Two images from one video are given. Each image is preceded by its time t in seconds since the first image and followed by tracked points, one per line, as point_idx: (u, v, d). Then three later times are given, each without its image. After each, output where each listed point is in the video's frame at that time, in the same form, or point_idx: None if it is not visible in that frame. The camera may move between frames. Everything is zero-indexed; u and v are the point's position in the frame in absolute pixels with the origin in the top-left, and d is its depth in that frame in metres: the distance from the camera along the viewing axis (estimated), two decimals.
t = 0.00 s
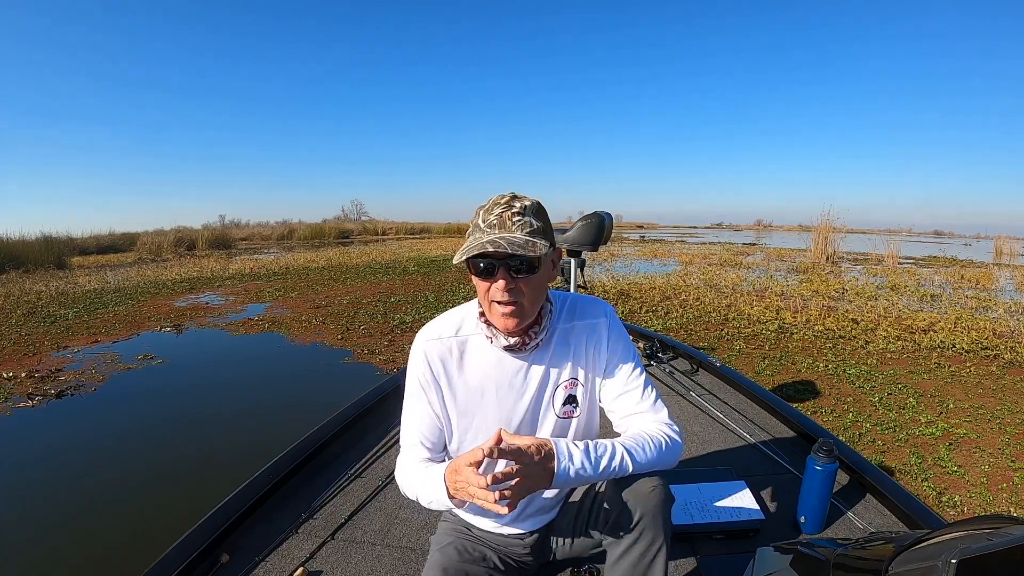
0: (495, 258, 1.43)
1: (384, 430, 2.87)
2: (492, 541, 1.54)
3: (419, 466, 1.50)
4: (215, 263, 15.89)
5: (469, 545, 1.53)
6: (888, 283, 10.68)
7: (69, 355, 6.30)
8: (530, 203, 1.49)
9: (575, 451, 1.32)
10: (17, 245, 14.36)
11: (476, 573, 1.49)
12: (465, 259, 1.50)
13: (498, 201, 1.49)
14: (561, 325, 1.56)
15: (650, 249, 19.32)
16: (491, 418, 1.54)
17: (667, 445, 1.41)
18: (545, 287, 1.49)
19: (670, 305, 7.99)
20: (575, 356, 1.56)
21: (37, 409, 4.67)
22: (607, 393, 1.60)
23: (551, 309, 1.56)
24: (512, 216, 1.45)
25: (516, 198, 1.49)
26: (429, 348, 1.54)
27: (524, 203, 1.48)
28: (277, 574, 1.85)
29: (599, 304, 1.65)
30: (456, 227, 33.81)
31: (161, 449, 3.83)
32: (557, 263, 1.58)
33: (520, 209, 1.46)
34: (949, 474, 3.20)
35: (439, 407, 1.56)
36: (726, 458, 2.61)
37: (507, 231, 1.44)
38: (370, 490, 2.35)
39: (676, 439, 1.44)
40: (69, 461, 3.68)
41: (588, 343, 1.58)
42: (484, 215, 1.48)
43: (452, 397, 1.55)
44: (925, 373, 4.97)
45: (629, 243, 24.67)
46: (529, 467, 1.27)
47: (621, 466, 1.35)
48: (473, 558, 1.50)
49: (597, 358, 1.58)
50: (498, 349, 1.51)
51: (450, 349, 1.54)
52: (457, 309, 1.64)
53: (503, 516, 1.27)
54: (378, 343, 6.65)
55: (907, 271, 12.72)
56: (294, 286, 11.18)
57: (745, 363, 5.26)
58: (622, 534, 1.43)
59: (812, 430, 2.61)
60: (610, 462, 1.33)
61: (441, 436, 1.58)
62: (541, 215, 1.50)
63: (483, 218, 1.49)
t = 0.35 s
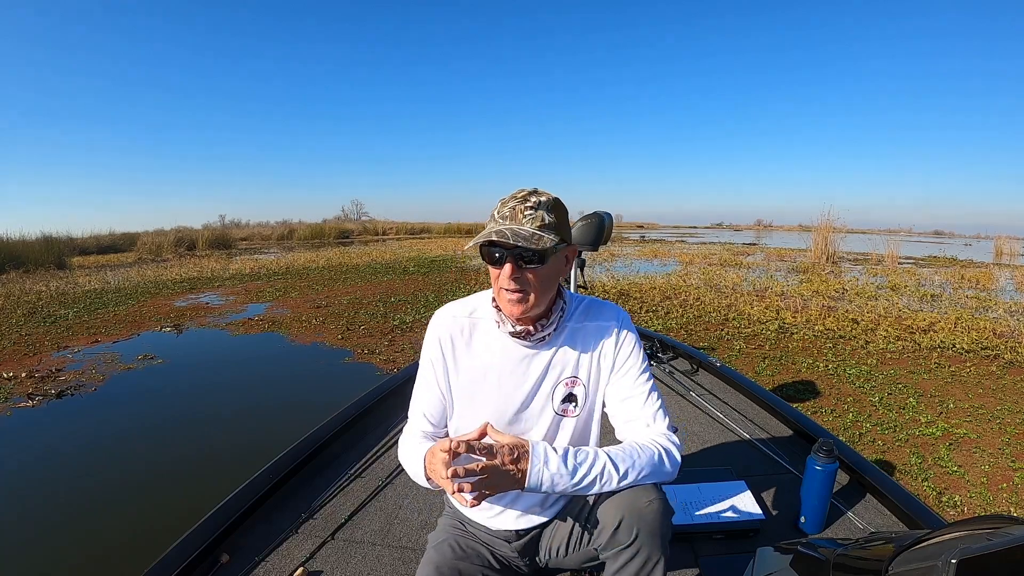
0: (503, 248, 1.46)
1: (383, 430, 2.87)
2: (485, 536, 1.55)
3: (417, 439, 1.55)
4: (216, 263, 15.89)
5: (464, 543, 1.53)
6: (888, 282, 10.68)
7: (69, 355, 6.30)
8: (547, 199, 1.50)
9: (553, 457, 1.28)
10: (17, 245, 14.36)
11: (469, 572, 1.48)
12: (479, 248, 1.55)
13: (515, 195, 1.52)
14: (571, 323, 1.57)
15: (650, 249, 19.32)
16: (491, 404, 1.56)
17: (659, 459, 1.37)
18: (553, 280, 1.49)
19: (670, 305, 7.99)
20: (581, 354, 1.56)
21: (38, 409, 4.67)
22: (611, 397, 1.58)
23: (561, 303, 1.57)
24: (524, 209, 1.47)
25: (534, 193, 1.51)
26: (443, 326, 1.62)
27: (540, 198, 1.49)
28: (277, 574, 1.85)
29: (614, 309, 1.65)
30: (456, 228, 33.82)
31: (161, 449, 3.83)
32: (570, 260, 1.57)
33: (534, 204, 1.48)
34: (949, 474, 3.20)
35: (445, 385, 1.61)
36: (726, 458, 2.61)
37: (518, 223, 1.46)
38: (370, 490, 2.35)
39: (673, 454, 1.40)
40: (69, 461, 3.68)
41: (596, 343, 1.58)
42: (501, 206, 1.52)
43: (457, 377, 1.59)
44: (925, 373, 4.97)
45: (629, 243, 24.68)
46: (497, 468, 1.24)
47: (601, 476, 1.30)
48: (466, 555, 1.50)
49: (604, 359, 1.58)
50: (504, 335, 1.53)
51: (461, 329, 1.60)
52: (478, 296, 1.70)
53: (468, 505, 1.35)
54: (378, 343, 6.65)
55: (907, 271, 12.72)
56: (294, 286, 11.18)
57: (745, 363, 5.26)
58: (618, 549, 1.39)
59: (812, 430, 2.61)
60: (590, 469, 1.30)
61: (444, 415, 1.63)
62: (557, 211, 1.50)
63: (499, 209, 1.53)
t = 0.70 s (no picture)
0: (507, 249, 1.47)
1: (383, 430, 2.87)
2: (486, 534, 1.55)
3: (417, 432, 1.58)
4: (216, 263, 15.90)
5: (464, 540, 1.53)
6: (888, 282, 10.67)
7: (69, 355, 6.31)
8: (551, 199, 1.50)
9: (548, 455, 1.28)
10: (17, 245, 14.36)
11: (472, 571, 1.47)
12: (483, 248, 1.55)
13: (519, 197, 1.52)
14: (574, 321, 1.57)
15: (650, 249, 19.31)
16: (491, 401, 1.56)
17: (651, 459, 1.36)
18: (555, 279, 1.49)
19: (670, 305, 7.99)
20: (583, 353, 1.56)
21: (38, 409, 4.67)
22: (611, 395, 1.58)
23: (565, 302, 1.58)
24: (527, 210, 1.47)
25: (538, 195, 1.51)
26: (448, 322, 1.64)
27: (543, 198, 1.49)
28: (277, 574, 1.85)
29: (618, 308, 1.65)
30: (456, 228, 33.82)
31: (161, 449, 3.83)
32: (574, 259, 1.57)
33: (537, 205, 1.48)
34: (949, 474, 3.20)
35: (447, 380, 1.63)
36: (726, 458, 2.61)
37: (521, 224, 1.47)
38: (370, 490, 2.35)
39: (667, 453, 1.40)
40: (69, 461, 3.68)
41: (599, 342, 1.58)
42: (505, 207, 1.53)
43: (459, 373, 1.61)
44: (925, 373, 4.97)
45: (628, 243, 24.68)
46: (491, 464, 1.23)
47: (594, 475, 1.30)
48: (467, 554, 1.49)
49: (606, 358, 1.57)
50: (507, 332, 1.54)
51: (466, 326, 1.61)
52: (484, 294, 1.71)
53: (413, 494, 1.37)
54: (378, 343, 6.65)
55: (907, 271, 12.71)
56: (294, 286, 11.19)
57: (745, 363, 5.26)
58: (609, 550, 1.40)
59: (812, 430, 2.61)
60: (583, 468, 1.30)
61: (446, 409, 1.65)
62: (561, 211, 1.50)
63: (502, 210, 1.54)
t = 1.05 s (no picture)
0: (504, 248, 1.46)
1: (383, 430, 2.88)
2: (486, 536, 1.55)
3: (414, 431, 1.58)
4: (216, 263, 15.89)
5: (463, 542, 1.53)
6: (888, 282, 10.68)
7: (69, 355, 6.30)
8: (549, 200, 1.50)
9: (551, 458, 1.28)
10: (17, 244, 14.35)
11: (471, 572, 1.47)
12: (481, 246, 1.54)
13: (517, 196, 1.52)
14: (570, 320, 1.57)
15: (650, 249, 19.32)
16: (488, 401, 1.56)
17: (655, 458, 1.36)
18: (552, 280, 1.50)
19: (670, 305, 7.99)
20: (580, 352, 1.56)
21: (38, 409, 4.67)
22: (609, 393, 1.58)
23: (561, 303, 1.58)
24: (525, 209, 1.47)
25: (536, 194, 1.51)
26: (445, 321, 1.64)
27: (541, 199, 1.49)
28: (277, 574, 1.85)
29: (615, 307, 1.65)
30: (456, 228, 33.82)
31: (161, 449, 3.84)
32: (570, 260, 1.58)
33: (535, 205, 1.48)
34: (949, 474, 3.20)
35: (445, 379, 1.63)
36: (726, 458, 2.61)
37: (519, 223, 1.47)
38: (370, 490, 2.35)
39: (669, 451, 1.40)
40: (69, 461, 3.68)
41: (595, 341, 1.58)
42: (503, 206, 1.53)
43: (456, 373, 1.61)
44: (925, 373, 4.97)
45: (628, 243, 24.69)
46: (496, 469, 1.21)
47: (598, 477, 1.30)
48: (467, 556, 1.49)
49: (603, 357, 1.57)
50: (505, 332, 1.54)
51: (463, 324, 1.61)
52: (480, 292, 1.71)
53: (429, 495, 1.36)
54: (378, 343, 6.65)
55: (907, 271, 12.72)
56: (294, 286, 11.18)
57: (745, 363, 5.26)
58: (610, 548, 1.40)
59: (812, 429, 2.61)
60: (587, 471, 1.30)
61: (443, 408, 1.65)
62: (559, 212, 1.50)
63: (500, 209, 1.53)
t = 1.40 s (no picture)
0: (504, 246, 1.46)
1: (383, 430, 2.87)
2: (485, 536, 1.55)
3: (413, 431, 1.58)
4: (216, 263, 15.89)
5: (462, 543, 1.53)
6: (888, 282, 10.68)
7: (69, 355, 6.30)
8: (549, 199, 1.50)
9: (554, 454, 1.28)
10: (17, 244, 14.34)
11: (468, 573, 1.47)
12: (480, 245, 1.54)
13: (518, 195, 1.52)
14: (571, 320, 1.57)
15: (650, 249, 19.32)
16: (488, 401, 1.56)
17: (658, 457, 1.36)
18: (552, 279, 1.50)
19: (670, 305, 7.99)
20: (580, 352, 1.56)
21: (38, 409, 4.67)
22: (610, 394, 1.58)
23: (561, 303, 1.58)
24: (525, 207, 1.47)
25: (536, 194, 1.52)
26: (446, 321, 1.64)
27: (541, 198, 1.50)
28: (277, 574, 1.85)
29: (615, 307, 1.65)
30: (456, 228, 33.81)
31: (161, 449, 3.83)
32: (570, 260, 1.58)
33: (535, 203, 1.48)
34: (949, 474, 3.20)
35: (444, 379, 1.63)
36: (726, 458, 2.61)
37: (518, 221, 1.46)
38: (370, 490, 2.35)
39: (669, 452, 1.40)
40: (69, 461, 3.68)
41: (596, 341, 1.58)
42: (503, 204, 1.52)
43: (456, 373, 1.61)
44: (925, 373, 4.97)
45: (628, 243, 24.70)
46: (500, 461, 1.23)
47: (600, 473, 1.30)
48: (464, 557, 1.49)
49: (604, 357, 1.57)
50: (505, 332, 1.54)
51: (463, 324, 1.61)
52: (480, 293, 1.71)
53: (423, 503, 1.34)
54: (378, 343, 6.65)
55: (907, 271, 12.72)
56: (294, 286, 11.18)
57: (745, 363, 5.26)
58: (612, 547, 1.39)
59: (812, 429, 2.61)
60: (589, 467, 1.30)
61: (443, 408, 1.65)
62: (559, 211, 1.50)
63: (500, 208, 1.53)
